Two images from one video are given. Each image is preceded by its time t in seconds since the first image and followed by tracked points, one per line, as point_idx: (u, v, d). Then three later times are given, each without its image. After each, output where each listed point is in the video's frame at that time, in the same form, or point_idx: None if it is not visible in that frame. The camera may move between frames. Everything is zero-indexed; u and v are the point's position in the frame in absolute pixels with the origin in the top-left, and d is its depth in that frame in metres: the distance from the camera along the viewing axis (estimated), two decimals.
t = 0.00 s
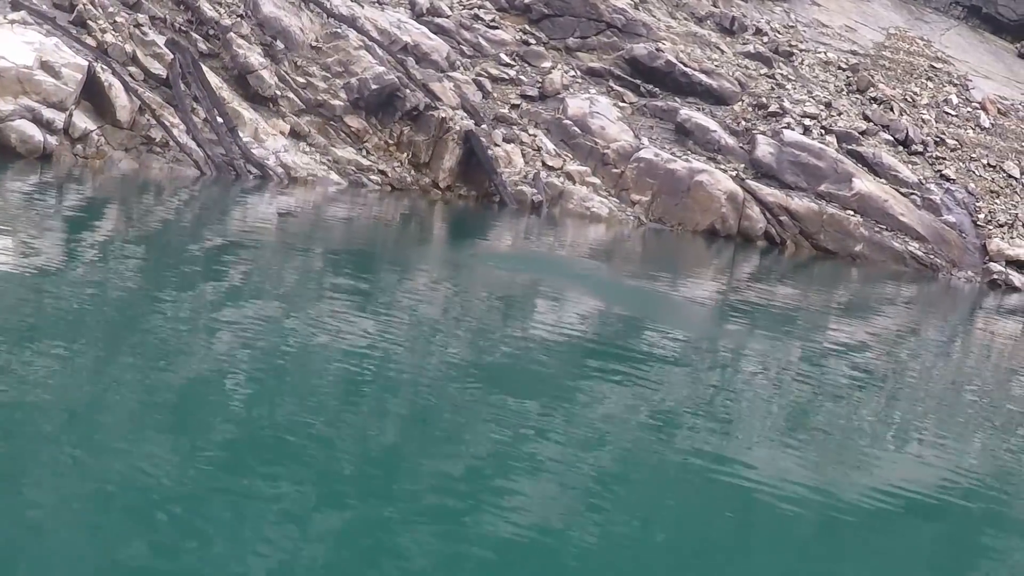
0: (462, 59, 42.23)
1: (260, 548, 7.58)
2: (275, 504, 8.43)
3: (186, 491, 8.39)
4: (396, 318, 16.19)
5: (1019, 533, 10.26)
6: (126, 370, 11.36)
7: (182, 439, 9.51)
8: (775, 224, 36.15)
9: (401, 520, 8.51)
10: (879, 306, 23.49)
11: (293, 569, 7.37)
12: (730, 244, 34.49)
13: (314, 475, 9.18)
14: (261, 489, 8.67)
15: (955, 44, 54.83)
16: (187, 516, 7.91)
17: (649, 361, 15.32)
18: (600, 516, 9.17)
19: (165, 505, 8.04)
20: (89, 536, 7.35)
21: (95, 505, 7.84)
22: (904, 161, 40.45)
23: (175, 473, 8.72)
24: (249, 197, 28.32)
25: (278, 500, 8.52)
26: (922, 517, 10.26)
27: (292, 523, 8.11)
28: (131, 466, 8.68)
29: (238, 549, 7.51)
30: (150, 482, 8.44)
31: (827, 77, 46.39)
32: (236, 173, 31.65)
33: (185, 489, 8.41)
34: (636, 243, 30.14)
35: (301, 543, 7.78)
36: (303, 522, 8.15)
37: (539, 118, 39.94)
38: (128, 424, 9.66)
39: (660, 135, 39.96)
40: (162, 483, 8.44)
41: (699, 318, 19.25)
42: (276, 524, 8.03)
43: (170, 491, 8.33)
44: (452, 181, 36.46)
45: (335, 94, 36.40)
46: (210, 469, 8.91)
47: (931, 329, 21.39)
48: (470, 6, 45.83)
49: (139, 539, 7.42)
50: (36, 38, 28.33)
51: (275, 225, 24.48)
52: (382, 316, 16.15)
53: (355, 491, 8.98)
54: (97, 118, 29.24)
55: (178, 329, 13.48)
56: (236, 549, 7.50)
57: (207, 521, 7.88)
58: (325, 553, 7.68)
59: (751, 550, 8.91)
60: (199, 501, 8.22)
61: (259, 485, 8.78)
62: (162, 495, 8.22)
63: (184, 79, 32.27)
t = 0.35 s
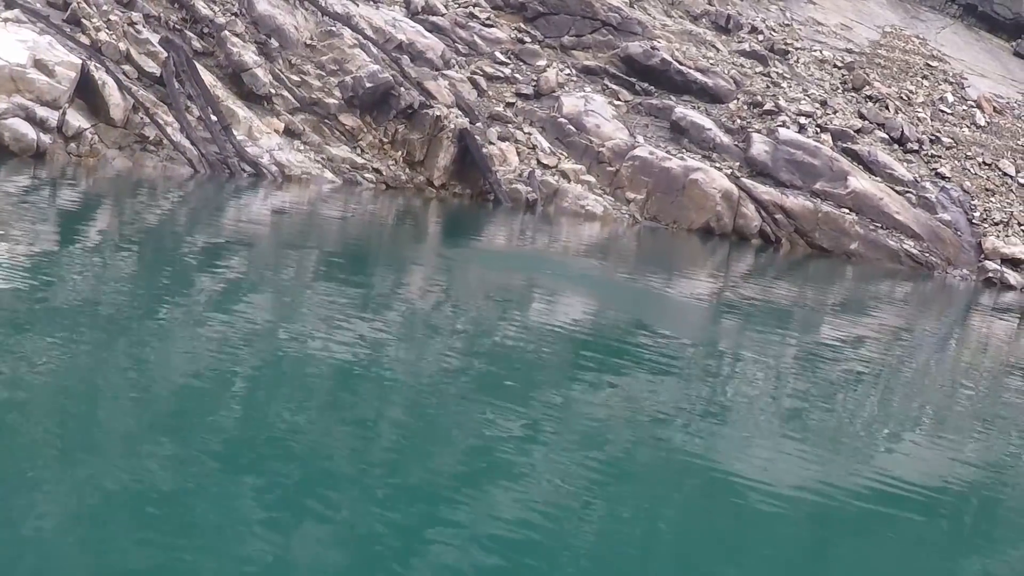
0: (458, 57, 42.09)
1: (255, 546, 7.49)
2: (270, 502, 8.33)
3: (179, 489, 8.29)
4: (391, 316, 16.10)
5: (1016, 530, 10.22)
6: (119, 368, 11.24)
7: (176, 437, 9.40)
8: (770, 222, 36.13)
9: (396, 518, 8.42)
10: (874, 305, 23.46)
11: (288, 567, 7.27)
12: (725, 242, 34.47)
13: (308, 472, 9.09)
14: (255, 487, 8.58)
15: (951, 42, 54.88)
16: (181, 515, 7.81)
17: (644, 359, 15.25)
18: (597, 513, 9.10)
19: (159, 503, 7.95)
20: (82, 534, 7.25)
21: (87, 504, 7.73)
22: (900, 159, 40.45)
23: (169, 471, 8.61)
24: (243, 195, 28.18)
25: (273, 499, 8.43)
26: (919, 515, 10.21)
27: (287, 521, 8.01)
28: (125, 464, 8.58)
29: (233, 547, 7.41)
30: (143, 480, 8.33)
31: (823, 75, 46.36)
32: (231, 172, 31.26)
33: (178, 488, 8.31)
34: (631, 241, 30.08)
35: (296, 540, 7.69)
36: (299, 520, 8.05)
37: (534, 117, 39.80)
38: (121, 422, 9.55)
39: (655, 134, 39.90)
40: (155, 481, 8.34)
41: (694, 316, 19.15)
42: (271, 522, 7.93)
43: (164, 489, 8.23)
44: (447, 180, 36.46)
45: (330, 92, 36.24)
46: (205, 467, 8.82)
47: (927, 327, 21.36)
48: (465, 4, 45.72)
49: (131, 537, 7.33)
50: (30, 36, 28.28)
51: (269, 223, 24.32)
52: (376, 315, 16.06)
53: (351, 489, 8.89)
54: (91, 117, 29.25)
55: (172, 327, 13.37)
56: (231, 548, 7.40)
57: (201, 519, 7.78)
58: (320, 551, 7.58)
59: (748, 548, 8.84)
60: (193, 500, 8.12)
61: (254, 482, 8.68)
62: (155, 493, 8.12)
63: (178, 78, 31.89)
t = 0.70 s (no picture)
0: (452, 56, 42.00)
1: (251, 545, 7.40)
2: (266, 502, 8.22)
3: (176, 489, 8.16)
4: (386, 316, 15.97)
5: (1012, 528, 10.17)
6: (114, 368, 11.08)
7: (171, 438, 9.26)
8: (765, 221, 36.07)
9: (393, 517, 8.35)
10: (870, 304, 23.43)
11: (283, 566, 7.16)
12: (721, 241, 34.43)
13: (305, 473, 8.97)
14: (250, 487, 8.47)
15: (946, 42, 54.94)
16: (177, 515, 7.70)
17: (640, 359, 15.15)
18: (594, 513, 9.01)
19: (154, 502, 7.85)
20: (78, 535, 7.14)
21: (83, 504, 7.61)
22: (895, 159, 40.46)
23: (164, 470, 8.49)
24: (237, 195, 28.05)
25: (268, 499, 8.31)
26: (916, 515, 10.15)
27: (283, 520, 7.93)
28: (120, 464, 8.46)
29: (229, 547, 7.31)
30: (141, 480, 8.21)
31: (818, 75, 46.37)
32: (224, 171, 31.26)
33: (176, 487, 8.20)
34: (626, 240, 30.01)
35: (292, 539, 7.61)
36: (296, 521, 7.94)
37: (529, 116, 39.75)
38: (114, 422, 9.41)
39: (650, 133, 39.85)
40: (151, 482, 8.22)
41: (688, 316, 19.04)
42: (267, 522, 7.84)
43: (161, 490, 8.10)
44: (442, 179, 36.26)
45: (324, 92, 36.14)
46: (201, 467, 8.70)
47: (922, 326, 21.34)
48: (460, 3, 45.65)
49: (128, 537, 7.22)
50: (23, 35, 28.03)
51: (264, 223, 24.21)
52: (372, 313, 15.98)
53: (347, 488, 8.80)
54: (84, 116, 28.88)
55: (168, 327, 13.21)
56: (227, 548, 7.29)
57: (197, 519, 7.69)
58: (316, 551, 7.50)
59: (744, 547, 8.79)
60: (189, 500, 8.00)
61: (249, 482, 8.57)
62: (153, 493, 8.01)
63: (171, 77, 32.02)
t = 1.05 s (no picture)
0: (447, 55, 41.91)
1: (244, 545, 7.30)
2: (259, 502, 8.12)
3: (169, 489, 8.05)
4: (380, 316, 15.84)
5: (1009, 527, 10.13)
6: (108, 368, 10.97)
7: (165, 438, 9.15)
8: (759, 221, 35.99)
9: (386, 516, 8.26)
10: (865, 303, 23.39)
11: (278, 566, 7.08)
12: (715, 241, 34.37)
13: (299, 472, 8.87)
14: (244, 486, 8.36)
15: (941, 41, 55.01)
16: (169, 515, 7.59)
17: (634, 359, 15.05)
18: (590, 513, 8.92)
19: (148, 501, 7.76)
20: (70, 535, 7.02)
21: (74, 505, 7.49)
22: (890, 158, 40.46)
23: (157, 470, 8.38)
24: (231, 194, 27.89)
25: (261, 499, 8.20)
26: (912, 513, 10.09)
27: (277, 519, 7.82)
28: (113, 464, 8.34)
29: (222, 548, 7.21)
30: (133, 480, 8.09)
31: (813, 74, 46.37)
32: (218, 171, 31.18)
33: (169, 488, 8.08)
34: (620, 240, 29.95)
35: (286, 539, 7.51)
36: (290, 521, 7.84)
37: (524, 115, 39.66)
38: (106, 422, 9.27)
39: (644, 132, 39.79)
40: (144, 481, 8.11)
41: (681, 317, 18.79)
42: (260, 521, 7.74)
43: (153, 490, 7.98)
44: (436, 179, 36.05)
45: (319, 91, 35.91)
46: (194, 466, 8.59)
47: (918, 326, 21.31)
48: (454, 3, 45.54)
49: (120, 538, 7.11)
50: (16, 34, 27.89)
51: (258, 222, 24.09)
52: (366, 313, 15.86)
53: (340, 487, 8.69)
54: (77, 115, 28.75)
55: (161, 328, 13.07)
56: (220, 548, 7.18)
57: (190, 519, 7.57)
58: (310, 551, 7.39)
59: (741, 546, 8.71)
60: (183, 500, 7.89)
61: (243, 481, 8.46)
62: (145, 493, 7.89)
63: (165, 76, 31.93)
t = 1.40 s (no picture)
0: (442, 57, 41.84)
1: (237, 550, 7.22)
2: (254, 505, 8.04)
3: (162, 493, 7.97)
4: (375, 318, 15.73)
5: (1005, 528, 10.10)
6: (103, 369, 10.93)
7: (158, 440, 9.06)
8: (753, 223, 36.10)
9: (381, 518, 8.19)
10: (861, 305, 23.37)
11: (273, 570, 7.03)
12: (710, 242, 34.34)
13: (294, 475, 8.79)
14: (239, 488, 8.31)
15: (937, 43, 55.10)
16: (163, 519, 7.51)
17: (630, 361, 14.96)
18: (586, 514, 8.85)
19: (145, 502, 7.74)
20: (62, 542, 6.94)
21: (67, 509, 7.41)
22: (885, 160, 40.48)
23: (150, 473, 8.30)
24: (225, 196, 27.78)
25: (256, 500, 8.15)
26: (909, 514, 10.05)
27: (271, 524, 7.75)
28: (105, 467, 8.25)
29: (216, 553, 7.13)
30: (127, 484, 8.01)
31: (808, 76, 46.39)
32: (212, 172, 30.95)
33: (162, 491, 8.00)
34: (614, 242, 29.90)
35: (281, 543, 7.45)
36: (285, 525, 7.77)
37: (518, 117, 39.57)
38: (99, 425, 9.18)
39: (639, 134, 39.74)
40: (137, 485, 8.03)
41: (674, 318, 18.76)
42: (254, 525, 7.67)
43: (147, 493, 7.91)
44: (430, 180, 35.98)
45: (313, 93, 35.88)
46: (187, 469, 8.51)
47: (913, 328, 21.29)
48: (450, 4, 45.49)
49: (114, 544, 7.04)
50: (9, 36, 27.76)
51: (252, 224, 24.02)
52: (360, 315, 15.74)
53: (336, 490, 8.62)
54: (71, 117, 28.58)
55: (155, 330, 12.96)
56: (214, 553, 7.12)
57: (184, 523, 7.50)
58: (305, 556, 7.32)
59: (739, 548, 8.66)
60: (177, 504, 7.82)
61: (237, 484, 8.39)
62: (139, 496, 7.82)
63: (160, 77, 31.55)
